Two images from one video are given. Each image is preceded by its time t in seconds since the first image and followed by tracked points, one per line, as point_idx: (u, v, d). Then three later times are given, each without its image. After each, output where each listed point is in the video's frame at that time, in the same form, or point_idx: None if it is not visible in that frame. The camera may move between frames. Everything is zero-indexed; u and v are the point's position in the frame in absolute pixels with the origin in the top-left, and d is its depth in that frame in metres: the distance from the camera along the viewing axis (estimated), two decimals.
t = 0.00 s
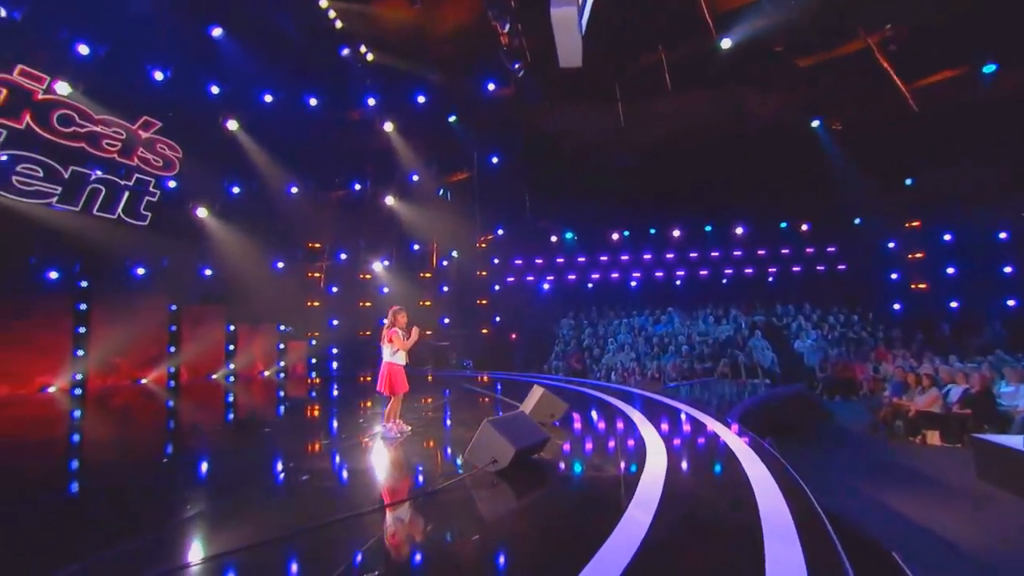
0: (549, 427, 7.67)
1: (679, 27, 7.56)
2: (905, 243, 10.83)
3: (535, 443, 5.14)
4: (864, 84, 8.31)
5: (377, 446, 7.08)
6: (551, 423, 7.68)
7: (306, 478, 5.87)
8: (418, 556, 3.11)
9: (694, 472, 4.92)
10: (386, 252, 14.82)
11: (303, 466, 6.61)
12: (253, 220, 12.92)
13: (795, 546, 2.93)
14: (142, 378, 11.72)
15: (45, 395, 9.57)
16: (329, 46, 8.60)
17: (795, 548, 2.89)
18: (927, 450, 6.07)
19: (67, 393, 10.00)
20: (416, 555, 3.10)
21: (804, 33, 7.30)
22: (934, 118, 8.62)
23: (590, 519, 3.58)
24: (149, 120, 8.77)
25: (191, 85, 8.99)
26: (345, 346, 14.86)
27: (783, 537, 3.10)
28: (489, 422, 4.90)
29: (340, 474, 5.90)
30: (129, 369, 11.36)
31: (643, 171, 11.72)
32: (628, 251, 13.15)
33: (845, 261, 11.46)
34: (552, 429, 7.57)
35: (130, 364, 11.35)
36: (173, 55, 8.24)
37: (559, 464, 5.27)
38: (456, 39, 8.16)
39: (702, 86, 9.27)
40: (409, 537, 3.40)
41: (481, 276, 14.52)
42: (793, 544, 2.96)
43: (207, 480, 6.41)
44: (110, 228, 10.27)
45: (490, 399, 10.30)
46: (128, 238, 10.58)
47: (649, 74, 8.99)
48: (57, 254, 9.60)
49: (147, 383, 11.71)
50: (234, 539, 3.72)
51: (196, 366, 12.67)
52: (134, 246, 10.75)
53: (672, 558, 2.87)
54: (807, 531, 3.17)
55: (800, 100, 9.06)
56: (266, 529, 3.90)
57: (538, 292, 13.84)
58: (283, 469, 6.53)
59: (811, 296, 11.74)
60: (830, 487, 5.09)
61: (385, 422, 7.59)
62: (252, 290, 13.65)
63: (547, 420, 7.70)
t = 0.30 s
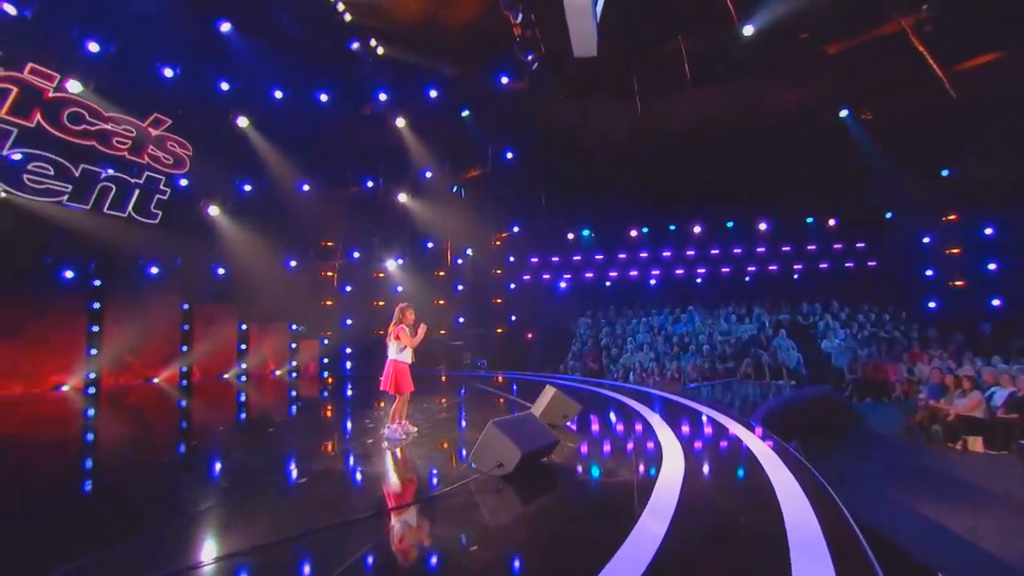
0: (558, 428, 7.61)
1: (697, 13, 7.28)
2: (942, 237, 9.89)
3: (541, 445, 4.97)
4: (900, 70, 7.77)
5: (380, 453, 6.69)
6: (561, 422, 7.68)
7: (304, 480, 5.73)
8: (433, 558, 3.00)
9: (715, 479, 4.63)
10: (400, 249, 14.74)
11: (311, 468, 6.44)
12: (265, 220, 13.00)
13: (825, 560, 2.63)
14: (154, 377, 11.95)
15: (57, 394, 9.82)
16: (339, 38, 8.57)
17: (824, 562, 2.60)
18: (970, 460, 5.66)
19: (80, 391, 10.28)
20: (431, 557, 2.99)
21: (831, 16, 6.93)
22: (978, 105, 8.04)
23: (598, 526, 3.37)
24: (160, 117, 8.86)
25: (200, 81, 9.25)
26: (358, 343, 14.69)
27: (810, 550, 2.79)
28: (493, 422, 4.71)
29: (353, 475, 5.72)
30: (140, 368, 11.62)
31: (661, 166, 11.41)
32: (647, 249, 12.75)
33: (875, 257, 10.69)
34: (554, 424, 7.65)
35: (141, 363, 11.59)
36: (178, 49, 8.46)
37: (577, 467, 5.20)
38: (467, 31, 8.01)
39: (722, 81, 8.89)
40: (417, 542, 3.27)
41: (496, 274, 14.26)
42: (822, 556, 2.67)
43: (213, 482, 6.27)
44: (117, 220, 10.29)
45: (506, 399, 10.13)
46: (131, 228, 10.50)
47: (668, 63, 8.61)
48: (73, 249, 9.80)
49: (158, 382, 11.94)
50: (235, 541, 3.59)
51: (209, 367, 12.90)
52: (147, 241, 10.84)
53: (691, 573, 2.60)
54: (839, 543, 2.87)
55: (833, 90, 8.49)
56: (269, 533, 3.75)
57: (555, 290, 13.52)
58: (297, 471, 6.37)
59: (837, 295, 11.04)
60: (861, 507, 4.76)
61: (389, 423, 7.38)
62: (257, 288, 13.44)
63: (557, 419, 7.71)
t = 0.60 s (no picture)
0: (564, 429, 7.49)
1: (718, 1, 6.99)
2: (981, 232, 9.04)
3: (544, 450, 5.14)
4: (938, 60, 7.38)
5: (376, 455, 6.63)
6: (574, 424, 7.72)
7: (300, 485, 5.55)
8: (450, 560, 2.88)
9: (734, 488, 4.43)
10: (413, 248, 14.65)
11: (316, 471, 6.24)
12: (276, 217, 12.99)
13: None
14: (166, 376, 12.16)
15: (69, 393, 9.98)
16: (349, 30, 8.47)
17: None
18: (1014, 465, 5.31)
19: (92, 391, 10.43)
20: (447, 561, 2.85)
21: None
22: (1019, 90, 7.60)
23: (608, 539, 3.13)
24: (169, 115, 8.99)
25: (209, 78, 9.21)
26: (371, 344, 14.90)
27: (838, 563, 2.58)
28: (497, 425, 4.91)
29: (369, 475, 5.58)
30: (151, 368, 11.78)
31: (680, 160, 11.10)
32: (665, 246, 12.26)
33: (908, 253, 9.82)
34: (565, 426, 7.66)
35: (153, 363, 11.79)
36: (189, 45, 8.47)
37: (593, 473, 5.46)
38: (479, 23, 7.82)
39: (744, 72, 8.56)
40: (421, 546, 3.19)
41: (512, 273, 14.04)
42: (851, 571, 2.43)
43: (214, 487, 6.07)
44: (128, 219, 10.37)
45: (520, 402, 9.78)
46: (137, 223, 10.48)
47: (690, 53, 8.30)
48: (86, 250, 9.89)
49: (169, 381, 12.09)
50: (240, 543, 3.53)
51: (222, 365, 13.13)
52: (156, 239, 10.85)
53: None
54: (873, 557, 2.64)
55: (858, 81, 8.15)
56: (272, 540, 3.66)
57: (571, 289, 13.16)
58: (310, 474, 6.11)
59: (869, 294, 10.15)
60: (891, 518, 4.49)
61: (393, 424, 7.18)
62: (264, 288, 13.51)
63: (569, 422, 7.69)
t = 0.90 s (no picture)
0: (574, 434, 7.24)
1: None
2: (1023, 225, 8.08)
3: (552, 455, 5.08)
4: (988, 38, 6.92)
5: (377, 460, 6.45)
6: (587, 426, 7.49)
7: (291, 490, 5.36)
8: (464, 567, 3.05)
9: (759, 505, 4.15)
10: (426, 247, 14.39)
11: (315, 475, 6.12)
12: (285, 216, 13.02)
13: None
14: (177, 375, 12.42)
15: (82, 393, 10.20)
16: (359, 24, 8.36)
17: None
18: None
19: (104, 390, 10.67)
20: (462, 564, 3.08)
21: None
22: None
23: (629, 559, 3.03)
24: (179, 112, 8.97)
25: (219, 73, 9.20)
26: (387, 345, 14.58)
27: None
28: (502, 429, 4.91)
29: (382, 473, 5.72)
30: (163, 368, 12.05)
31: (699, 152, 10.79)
32: (686, 244, 11.87)
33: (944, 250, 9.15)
34: (577, 430, 7.42)
35: (165, 362, 12.06)
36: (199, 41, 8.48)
37: (612, 477, 5.39)
38: (491, 16, 7.64)
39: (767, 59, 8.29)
40: (427, 552, 3.25)
41: (527, 270, 13.82)
42: None
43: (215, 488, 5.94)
44: (132, 215, 10.40)
45: (535, 404, 9.48)
46: (146, 223, 10.66)
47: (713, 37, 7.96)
48: (99, 249, 10.17)
49: (180, 381, 12.34)
50: (252, 547, 3.58)
51: (233, 366, 13.38)
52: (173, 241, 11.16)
53: None
54: None
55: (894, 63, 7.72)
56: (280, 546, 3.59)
57: (589, 288, 12.87)
58: (323, 477, 5.89)
59: (901, 291, 9.55)
60: (931, 527, 4.18)
61: (397, 427, 7.10)
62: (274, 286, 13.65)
63: (581, 424, 7.45)
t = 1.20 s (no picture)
0: (585, 439, 6.91)
1: None
2: None
3: (561, 461, 4.85)
4: (1009, 35, 6.54)
5: (376, 465, 6.18)
6: (601, 430, 7.16)
7: (285, 496, 5.06)
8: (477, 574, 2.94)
9: (789, 519, 3.78)
10: (439, 245, 14.34)
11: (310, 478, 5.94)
12: (292, 216, 12.75)
13: None
14: (184, 376, 12.50)
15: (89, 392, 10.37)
16: (365, 16, 8.18)
17: None
18: None
19: (112, 390, 10.83)
20: (475, 567, 3.02)
21: None
22: None
23: None
24: (185, 108, 8.86)
25: (225, 68, 8.98)
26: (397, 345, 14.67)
27: None
28: (507, 434, 4.72)
29: (394, 476, 5.55)
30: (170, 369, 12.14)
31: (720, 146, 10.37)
32: (705, 241, 11.49)
33: (984, 245, 8.60)
34: (590, 435, 7.09)
35: (172, 363, 12.15)
36: (205, 35, 8.32)
37: (630, 482, 5.16)
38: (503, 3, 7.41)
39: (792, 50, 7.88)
40: (431, 563, 3.09)
41: (542, 269, 13.74)
42: None
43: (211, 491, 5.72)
44: (139, 214, 10.31)
45: (549, 406, 9.16)
46: (155, 220, 10.52)
47: (728, 29, 7.58)
48: (105, 250, 10.05)
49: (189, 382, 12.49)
50: (260, 551, 3.44)
51: (241, 366, 13.48)
52: (184, 237, 11.05)
53: None
54: None
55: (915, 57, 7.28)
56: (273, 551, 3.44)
57: (606, 286, 12.64)
58: (334, 478, 5.77)
59: (935, 289, 9.13)
60: (967, 534, 3.83)
61: (402, 429, 6.91)
62: (285, 283, 13.57)
63: (594, 429, 7.13)
